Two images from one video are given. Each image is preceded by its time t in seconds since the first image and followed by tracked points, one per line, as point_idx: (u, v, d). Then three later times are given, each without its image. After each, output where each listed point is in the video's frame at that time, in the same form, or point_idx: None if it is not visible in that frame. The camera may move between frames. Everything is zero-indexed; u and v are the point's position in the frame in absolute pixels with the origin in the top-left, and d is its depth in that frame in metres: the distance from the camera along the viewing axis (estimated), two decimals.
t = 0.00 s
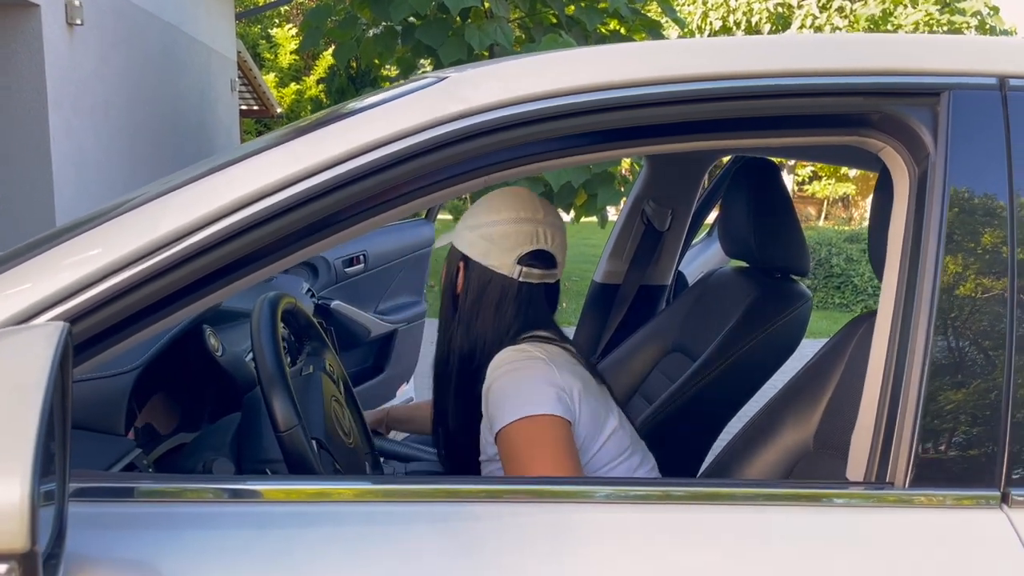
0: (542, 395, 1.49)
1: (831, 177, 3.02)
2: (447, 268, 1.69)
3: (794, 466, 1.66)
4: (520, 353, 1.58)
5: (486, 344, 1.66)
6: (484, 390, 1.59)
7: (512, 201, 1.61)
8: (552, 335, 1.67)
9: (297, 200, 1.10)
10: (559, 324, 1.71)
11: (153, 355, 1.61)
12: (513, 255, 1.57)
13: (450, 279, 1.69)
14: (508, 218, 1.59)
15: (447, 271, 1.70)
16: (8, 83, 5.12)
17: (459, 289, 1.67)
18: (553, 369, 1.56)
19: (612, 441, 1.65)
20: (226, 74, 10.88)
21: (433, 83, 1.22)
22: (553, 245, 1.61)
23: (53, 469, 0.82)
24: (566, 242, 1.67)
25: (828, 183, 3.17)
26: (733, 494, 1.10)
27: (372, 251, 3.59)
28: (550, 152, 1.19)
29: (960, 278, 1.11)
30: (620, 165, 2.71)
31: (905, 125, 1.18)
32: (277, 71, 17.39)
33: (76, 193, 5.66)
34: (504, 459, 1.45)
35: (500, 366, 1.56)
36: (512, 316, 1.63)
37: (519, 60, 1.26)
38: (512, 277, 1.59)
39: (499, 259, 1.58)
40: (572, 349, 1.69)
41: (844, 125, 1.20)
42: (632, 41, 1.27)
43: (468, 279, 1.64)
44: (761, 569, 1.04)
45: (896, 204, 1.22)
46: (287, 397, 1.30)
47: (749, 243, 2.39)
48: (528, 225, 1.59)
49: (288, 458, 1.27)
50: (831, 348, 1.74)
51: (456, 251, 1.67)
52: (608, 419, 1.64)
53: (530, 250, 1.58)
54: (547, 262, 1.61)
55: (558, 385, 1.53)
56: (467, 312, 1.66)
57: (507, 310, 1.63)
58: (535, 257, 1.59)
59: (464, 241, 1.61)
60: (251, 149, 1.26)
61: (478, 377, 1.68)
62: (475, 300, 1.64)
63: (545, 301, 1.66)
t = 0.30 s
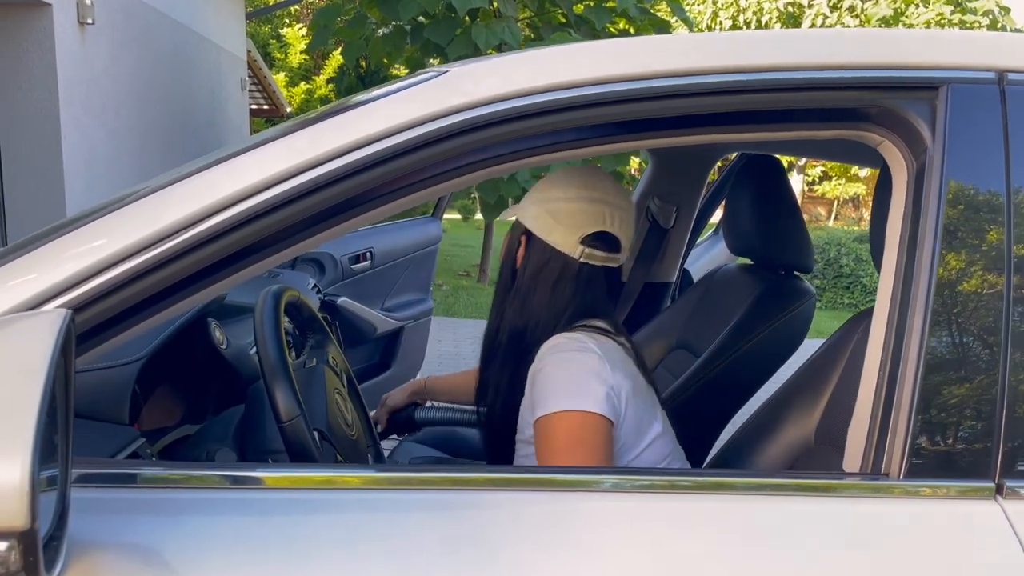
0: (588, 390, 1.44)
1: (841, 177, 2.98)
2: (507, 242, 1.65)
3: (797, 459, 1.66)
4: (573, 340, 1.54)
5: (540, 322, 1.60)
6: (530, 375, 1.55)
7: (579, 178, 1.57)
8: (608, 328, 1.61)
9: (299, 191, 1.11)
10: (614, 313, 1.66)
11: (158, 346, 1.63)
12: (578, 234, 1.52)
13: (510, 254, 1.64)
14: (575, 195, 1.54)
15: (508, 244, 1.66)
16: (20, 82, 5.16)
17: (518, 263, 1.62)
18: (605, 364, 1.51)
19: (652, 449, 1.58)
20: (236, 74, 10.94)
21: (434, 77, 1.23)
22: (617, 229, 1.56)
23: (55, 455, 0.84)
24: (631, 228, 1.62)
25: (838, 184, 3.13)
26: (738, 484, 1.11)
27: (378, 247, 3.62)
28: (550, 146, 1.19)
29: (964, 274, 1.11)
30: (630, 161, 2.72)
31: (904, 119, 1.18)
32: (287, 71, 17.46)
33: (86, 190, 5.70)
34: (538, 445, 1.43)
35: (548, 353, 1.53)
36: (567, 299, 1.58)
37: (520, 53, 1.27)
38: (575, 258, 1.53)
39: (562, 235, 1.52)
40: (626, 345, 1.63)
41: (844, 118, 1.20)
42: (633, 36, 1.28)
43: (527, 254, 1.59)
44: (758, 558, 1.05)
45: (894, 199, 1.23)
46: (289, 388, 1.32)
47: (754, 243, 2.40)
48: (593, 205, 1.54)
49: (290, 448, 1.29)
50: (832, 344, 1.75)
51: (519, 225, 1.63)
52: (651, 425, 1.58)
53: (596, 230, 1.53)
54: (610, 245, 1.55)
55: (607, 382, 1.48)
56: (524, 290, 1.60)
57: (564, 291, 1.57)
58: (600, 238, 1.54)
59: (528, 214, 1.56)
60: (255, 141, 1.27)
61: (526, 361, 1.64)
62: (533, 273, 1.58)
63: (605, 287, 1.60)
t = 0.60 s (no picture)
0: (644, 394, 1.44)
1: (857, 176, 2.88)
2: (570, 228, 1.66)
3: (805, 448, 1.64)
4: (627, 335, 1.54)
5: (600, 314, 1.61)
6: (580, 368, 1.55)
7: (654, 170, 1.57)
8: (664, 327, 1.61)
9: (305, 180, 1.13)
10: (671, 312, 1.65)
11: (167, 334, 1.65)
12: (647, 229, 1.52)
13: (573, 242, 1.65)
14: (651, 186, 1.54)
15: (569, 231, 1.66)
16: (38, 80, 5.22)
17: (582, 250, 1.62)
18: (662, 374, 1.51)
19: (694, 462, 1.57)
20: (252, 74, 11.02)
21: (439, 70, 1.25)
22: (688, 227, 1.55)
23: (63, 435, 0.86)
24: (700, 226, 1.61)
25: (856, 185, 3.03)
26: (751, 473, 1.13)
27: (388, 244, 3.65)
28: (553, 137, 1.21)
29: (973, 270, 1.12)
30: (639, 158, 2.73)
31: (903, 112, 1.19)
32: (302, 71, 17.55)
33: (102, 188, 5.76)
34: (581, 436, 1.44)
35: (604, 349, 1.52)
36: (628, 293, 1.58)
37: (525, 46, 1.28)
38: (643, 250, 1.54)
39: (631, 226, 1.53)
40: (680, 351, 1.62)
41: (844, 110, 1.20)
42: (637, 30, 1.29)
43: (592, 242, 1.60)
44: (757, 546, 1.07)
45: (894, 191, 1.23)
46: (294, 377, 1.33)
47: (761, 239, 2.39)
48: (667, 201, 1.53)
49: (295, 435, 1.31)
50: (838, 338, 1.76)
51: (584, 212, 1.63)
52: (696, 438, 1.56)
53: (668, 226, 1.53)
54: (679, 242, 1.54)
55: (664, 390, 1.47)
56: (587, 278, 1.62)
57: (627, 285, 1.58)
58: (670, 235, 1.53)
59: (597, 202, 1.57)
60: (264, 132, 1.29)
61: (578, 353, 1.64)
62: (600, 262, 1.59)
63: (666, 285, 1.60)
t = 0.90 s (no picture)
0: (637, 407, 1.44)
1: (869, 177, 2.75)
2: (599, 229, 1.65)
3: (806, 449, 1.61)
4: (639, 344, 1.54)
5: (632, 318, 1.61)
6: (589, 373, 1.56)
7: (689, 170, 1.55)
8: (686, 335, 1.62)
9: (302, 177, 1.14)
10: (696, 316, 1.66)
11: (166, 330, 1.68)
12: (683, 234, 1.51)
13: (603, 242, 1.64)
14: (688, 186, 1.52)
15: (598, 232, 1.64)
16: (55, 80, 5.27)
17: (612, 252, 1.62)
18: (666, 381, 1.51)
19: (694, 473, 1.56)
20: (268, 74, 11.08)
21: (432, 70, 1.25)
22: (723, 228, 1.54)
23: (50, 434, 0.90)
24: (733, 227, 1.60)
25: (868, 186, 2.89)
26: (760, 474, 1.13)
27: (397, 243, 3.67)
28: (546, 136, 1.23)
29: (981, 270, 1.12)
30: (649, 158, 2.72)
31: (895, 112, 1.19)
32: (319, 71, 17.64)
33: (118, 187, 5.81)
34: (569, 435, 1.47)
35: (611, 354, 1.52)
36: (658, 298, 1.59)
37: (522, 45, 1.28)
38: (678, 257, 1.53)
39: (668, 230, 1.52)
40: (699, 361, 1.62)
41: (835, 112, 1.21)
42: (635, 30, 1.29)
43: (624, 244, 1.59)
44: (752, 546, 1.07)
45: (886, 191, 1.23)
46: (288, 375, 1.35)
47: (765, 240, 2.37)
48: (704, 201, 1.52)
49: (287, 432, 1.32)
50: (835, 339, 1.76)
51: (614, 213, 1.62)
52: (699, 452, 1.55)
53: (704, 230, 1.52)
54: (714, 244, 1.54)
55: (661, 402, 1.47)
56: (619, 282, 1.61)
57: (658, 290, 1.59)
58: (705, 239, 1.53)
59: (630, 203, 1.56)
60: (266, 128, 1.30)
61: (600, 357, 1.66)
62: (632, 266, 1.59)
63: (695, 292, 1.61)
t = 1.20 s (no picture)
0: (620, 392, 1.47)
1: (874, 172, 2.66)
2: (633, 222, 1.69)
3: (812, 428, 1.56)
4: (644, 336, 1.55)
5: (654, 311, 1.62)
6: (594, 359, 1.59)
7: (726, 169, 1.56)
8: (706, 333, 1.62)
9: (297, 161, 1.16)
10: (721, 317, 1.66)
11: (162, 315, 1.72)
12: (713, 232, 1.53)
13: (636, 236, 1.68)
14: (724, 183, 1.54)
15: (630, 227, 1.69)
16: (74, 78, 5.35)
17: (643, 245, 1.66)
18: (659, 376, 1.51)
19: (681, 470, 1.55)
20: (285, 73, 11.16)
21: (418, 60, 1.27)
22: (757, 228, 1.55)
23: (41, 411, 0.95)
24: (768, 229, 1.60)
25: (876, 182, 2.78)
26: (780, 457, 1.15)
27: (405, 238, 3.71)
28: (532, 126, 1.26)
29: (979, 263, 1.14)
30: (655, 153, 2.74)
31: (875, 102, 1.21)
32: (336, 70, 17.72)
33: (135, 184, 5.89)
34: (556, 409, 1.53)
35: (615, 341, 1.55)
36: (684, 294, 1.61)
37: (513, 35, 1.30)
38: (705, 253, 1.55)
39: (698, 226, 1.54)
40: (713, 360, 1.61)
41: (814, 103, 1.24)
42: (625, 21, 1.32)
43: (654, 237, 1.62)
44: (734, 526, 1.09)
45: (867, 179, 1.25)
46: (280, 361, 1.38)
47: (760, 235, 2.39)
48: (736, 201, 1.52)
49: (279, 414, 1.36)
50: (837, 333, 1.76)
51: (648, 207, 1.66)
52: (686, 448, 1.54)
53: (735, 229, 1.52)
54: (746, 243, 1.54)
55: (644, 391, 1.49)
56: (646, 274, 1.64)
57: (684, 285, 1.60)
58: (737, 238, 1.53)
59: (662, 197, 1.59)
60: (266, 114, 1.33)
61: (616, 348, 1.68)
62: (659, 260, 1.62)
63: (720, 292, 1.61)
